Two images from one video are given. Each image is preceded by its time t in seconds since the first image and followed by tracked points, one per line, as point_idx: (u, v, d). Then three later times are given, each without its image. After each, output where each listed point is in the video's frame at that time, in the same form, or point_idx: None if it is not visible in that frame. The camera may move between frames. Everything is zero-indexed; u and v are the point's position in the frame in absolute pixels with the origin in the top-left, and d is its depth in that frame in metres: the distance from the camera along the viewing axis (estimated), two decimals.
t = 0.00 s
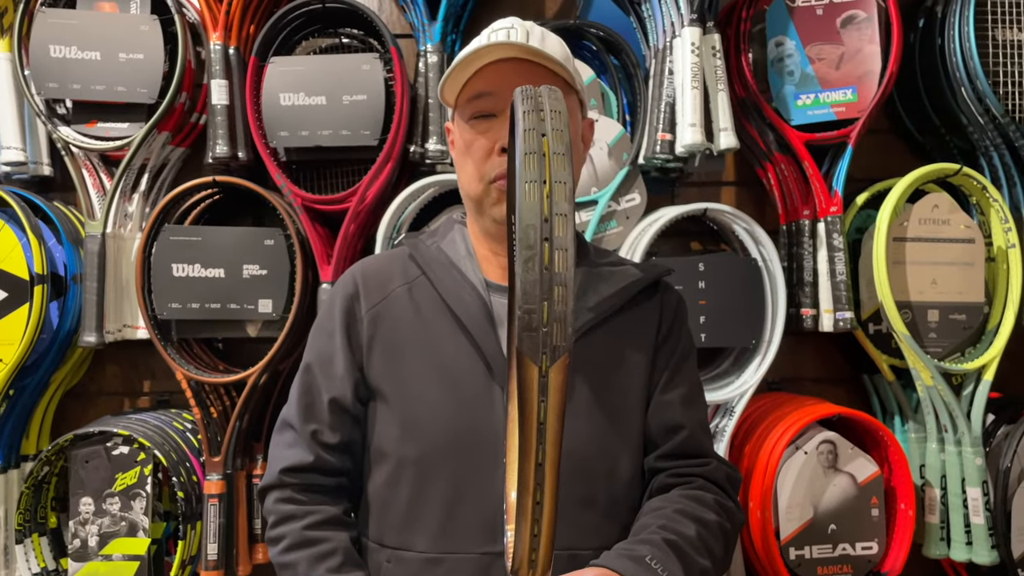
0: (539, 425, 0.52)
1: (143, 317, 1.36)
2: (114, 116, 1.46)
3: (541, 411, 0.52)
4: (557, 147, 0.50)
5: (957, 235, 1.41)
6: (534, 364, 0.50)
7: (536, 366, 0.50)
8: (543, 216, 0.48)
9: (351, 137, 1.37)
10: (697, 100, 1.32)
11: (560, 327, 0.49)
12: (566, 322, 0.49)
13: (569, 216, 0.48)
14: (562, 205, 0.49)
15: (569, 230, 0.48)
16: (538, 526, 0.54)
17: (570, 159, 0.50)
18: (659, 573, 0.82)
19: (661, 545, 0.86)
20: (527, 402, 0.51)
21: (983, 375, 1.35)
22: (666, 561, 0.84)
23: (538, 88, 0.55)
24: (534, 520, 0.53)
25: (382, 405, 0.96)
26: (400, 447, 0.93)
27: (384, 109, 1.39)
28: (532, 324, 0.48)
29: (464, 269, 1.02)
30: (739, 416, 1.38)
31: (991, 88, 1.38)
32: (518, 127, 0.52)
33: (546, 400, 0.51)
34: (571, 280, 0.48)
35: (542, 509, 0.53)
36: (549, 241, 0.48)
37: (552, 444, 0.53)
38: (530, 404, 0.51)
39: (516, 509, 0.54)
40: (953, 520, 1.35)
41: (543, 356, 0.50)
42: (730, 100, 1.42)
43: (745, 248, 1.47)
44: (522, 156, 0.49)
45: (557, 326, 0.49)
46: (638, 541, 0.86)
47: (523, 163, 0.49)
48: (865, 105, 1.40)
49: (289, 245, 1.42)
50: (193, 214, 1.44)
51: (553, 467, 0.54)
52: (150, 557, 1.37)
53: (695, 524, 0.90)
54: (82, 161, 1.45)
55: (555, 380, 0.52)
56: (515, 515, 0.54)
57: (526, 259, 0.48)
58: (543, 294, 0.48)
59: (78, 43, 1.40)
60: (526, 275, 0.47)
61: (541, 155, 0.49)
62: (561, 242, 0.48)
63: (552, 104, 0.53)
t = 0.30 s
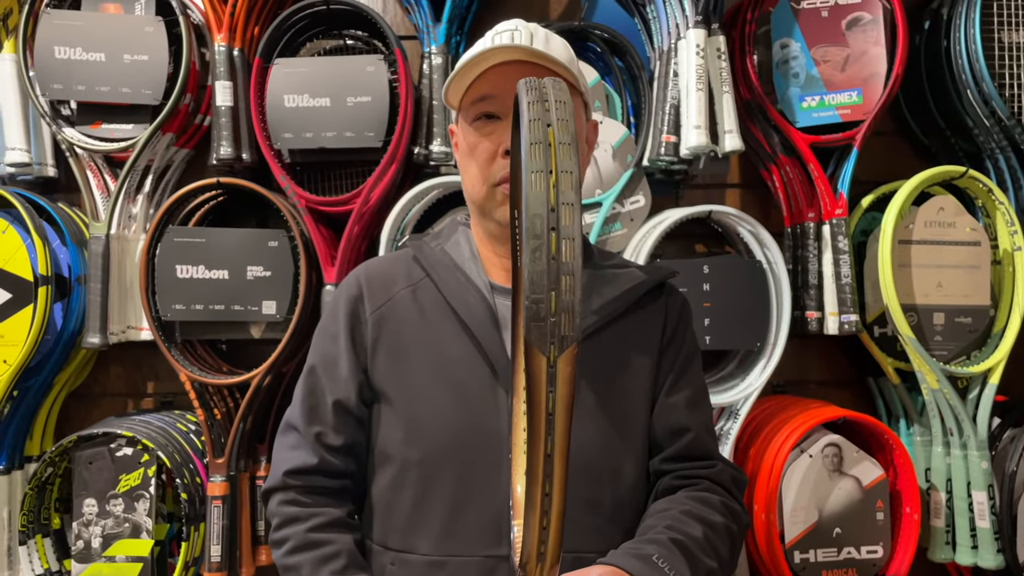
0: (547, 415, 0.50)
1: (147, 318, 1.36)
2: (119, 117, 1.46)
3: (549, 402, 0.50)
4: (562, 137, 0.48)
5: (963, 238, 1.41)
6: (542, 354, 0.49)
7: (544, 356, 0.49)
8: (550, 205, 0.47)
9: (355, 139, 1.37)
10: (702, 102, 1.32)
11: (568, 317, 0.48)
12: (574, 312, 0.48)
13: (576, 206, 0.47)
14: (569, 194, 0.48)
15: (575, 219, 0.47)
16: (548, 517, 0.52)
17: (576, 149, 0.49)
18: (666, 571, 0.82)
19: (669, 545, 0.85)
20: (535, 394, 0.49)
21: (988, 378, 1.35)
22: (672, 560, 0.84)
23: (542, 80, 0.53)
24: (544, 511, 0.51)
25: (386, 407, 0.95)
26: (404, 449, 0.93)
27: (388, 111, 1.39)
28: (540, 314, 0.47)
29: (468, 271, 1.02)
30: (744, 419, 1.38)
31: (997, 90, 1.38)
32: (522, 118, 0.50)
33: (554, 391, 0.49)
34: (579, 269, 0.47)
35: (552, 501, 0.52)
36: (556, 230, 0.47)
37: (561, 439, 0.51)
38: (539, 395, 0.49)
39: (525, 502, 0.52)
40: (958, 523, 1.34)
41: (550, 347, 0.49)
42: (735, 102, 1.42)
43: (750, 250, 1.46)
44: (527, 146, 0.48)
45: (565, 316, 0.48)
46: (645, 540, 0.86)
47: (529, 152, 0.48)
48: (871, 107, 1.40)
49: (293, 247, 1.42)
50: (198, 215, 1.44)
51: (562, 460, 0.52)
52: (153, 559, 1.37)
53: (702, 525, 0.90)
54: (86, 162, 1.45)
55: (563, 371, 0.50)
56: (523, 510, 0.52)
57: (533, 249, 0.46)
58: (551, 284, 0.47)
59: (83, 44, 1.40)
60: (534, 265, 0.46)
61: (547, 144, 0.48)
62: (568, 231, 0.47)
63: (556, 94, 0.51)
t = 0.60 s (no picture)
0: (554, 408, 0.49)
1: (150, 319, 1.36)
2: (123, 119, 1.47)
3: (557, 394, 0.48)
4: (570, 130, 0.48)
5: (967, 240, 1.41)
6: (550, 347, 0.47)
7: (551, 349, 0.47)
8: (557, 197, 0.45)
9: (358, 140, 1.37)
10: (705, 103, 1.32)
11: (577, 309, 0.46)
12: (583, 305, 0.46)
13: (585, 199, 0.46)
14: (578, 186, 0.46)
15: (584, 211, 0.45)
16: (554, 513, 0.51)
17: (584, 142, 0.48)
18: (672, 570, 0.81)
19: (674, 544, 0.85)
20: (541, 387, 0.48)
21: (993, 381, 1.35)
22: (678, 559, 0.83)
23: (551, 75, 0.53)
24: (550, 506, 0.50)
25: (389, 407, 0.95)
26: (407, 450, 0.93)
27: (392, 112, 1.39)
28: (547, 306, 0.46)
29: (471, 272, 1.01)
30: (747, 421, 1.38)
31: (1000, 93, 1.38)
32: (531, 112, 0.50)
33: (561, 385, 0.48)
34: (588, 262, 0.45)
35: (557, 497, 0.50)
36: (564, 222, 0.45)
37: (569, 432, 0.49)
38: (545, 389, 0.48)
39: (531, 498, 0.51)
40: (962, 526, 1.34)
41: (559, 339, 0.47)
42: (738, 104, 1.42)
43: (753, 252, 1.46)
44: (535, 138, 0.48)
45: (573, 308, 0.46)
46: (650, 540, 0.86)
47: (537, 146, 0.47)
48: (874, 109, 1.40)
49: (296, 248, 1.42)
50: (201, 216, 1.45)
51: (569, 451, 0.50)
52: (156, 560, 1.36)
53: (707, 525, 0.90)
54: (90, 163, 1.45)
55: (571, 364, 0.48)
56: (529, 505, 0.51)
57: (541, 241, 0.45)
58: (558, 276, 0.45)
59: (88, 46, 1.40)
60: (542, 255, 0.45)
61: (553, 137, 0.48)
62: (576, 224, 0.45)
63: (565, 88, 0.51)
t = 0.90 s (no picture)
0: (546, 402, 0.48)
1: (153, 324, 1.37)
2: (126, 124, 1.47)
3: (548, 388, 0.47)
4: (562, 126, 0.47)
5: (968, 245, 1.41)
6: (541, 340, 0.46)
7: (542, 343, 0.46)
8: (548, 192, 0.44)
9: (361, 146, 1.38)
10: (707, 109, 1.32)
11: (567, 303, 0.46)
12: (574, 298, 0.46)
13: (576, 194, 0.45)
14: (568, 181, 0.45)
15: (575, 206, 0.44)
16: (546, 506, 0.50)
17: (576, 140, 0.47)
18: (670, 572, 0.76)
19: (671, 545, 0.80)
20: (533, 379, 0.47)
21: (994, 387, 1.35)
22: (676, 561, 0.78)
23: (543, 72, 0.51)
24: (542, 500, 0.49)
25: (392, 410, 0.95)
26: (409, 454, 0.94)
27: (394, 118, 1.40)
28: (538, 300, 0.45)
29: (474, 278, 1.01)
30: (749, 426, 1.38)
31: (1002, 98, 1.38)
32: (522, 109, 0.49)
33: (552, 377, 0.47)
34: (579, 256, 0.45)
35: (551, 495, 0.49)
36: (555, 217, 0.44)
37: (560, 423, 0.48)
38: (536, 382, 0.47)
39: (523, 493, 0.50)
40: (964, 532, 1.34)
41: (549, 332, 0.46)
42: (740, 110, 1.42)
43: (755, 257, 1.46)
44: (527, 135, 0.46)
45: (564, 302, 0.45)
46: (648, 541, 0.81)
47: (528, 141, 0.46)
48: (875, 115, 1.40)
49: (299, 253, 1.42)
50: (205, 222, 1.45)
51: (560, 447, 0.49)
52: (159, 564, 1.37)
53: (706, 526, 0.84)
54: (94, 169, 1.46)
55: (563, 357, 0.47)
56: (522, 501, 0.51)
57: (532, 235, 0.44)
58: (549, 270, 0.44)
59: (91, 52, 1.41)
60: (532, 246, 0.44)
61: (547, 135, 0.46)
62: (567, 218, 0.44)
63: (557, 85, 0.49)
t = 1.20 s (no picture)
0: (536, 390, 0.49)
1: (155, 327, 1.37)
2: (129, 128, 1.47)
3: (538, 376, 0.49)
4: (550, 121, 0.47)
5: (971, 249, 1.41)
6: (530, 329, 0.47)
7: (531, 330, 0.47)
8: (536, 183, 0.45)
9: (363, 149, 1.38)
10: (710, 113, 1.32)
11: (556, 291, 0.46)
12: (562, 286, 0.46)
13: (564, 185, 0.45)
14: (555, 173, 0.46)
15: (563, 197, 0.45)
16: (540, 493, 0.52)
17: (564, 133, 0.47)
18: (670, 572, 0.76)
19: (673, 546, 0.80)
20: (524, 368, 0.49)
21: (997, 390, 1.34)
22: (677, 561, 0.78)
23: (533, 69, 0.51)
24: (535, 487, 0.52)
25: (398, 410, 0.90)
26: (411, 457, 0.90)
27: (396, 122, 1.40)
28: (527, 289, 0.46)
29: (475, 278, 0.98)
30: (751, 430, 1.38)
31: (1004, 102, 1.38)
32: (511, 105, 0.49)
33: (543, 366, 0.49)
34: (566, 246, 0.45)
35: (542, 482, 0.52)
36: (543, 208, 0.45)
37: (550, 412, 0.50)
38: (526, 370, 0.49)
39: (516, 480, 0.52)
40: (967, 536, 1.34)
41: (538, 321, 0.47)
42: (742, 113, 1.42)
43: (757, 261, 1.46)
44: (515, 129, 0.47)
45: (553, 290, 0.46)
46: (649, 542, 0.81)
47: (516, 135, 0.46)
48: (878, 118, 1.40)
49: (301, 256, 1.43)
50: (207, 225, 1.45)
51: (551, 436, 0.52)
52: (160, 568, 1.36)
53: (708, 529, 0.84)
54: (97, 172, 1.46)
55: (553, 345, 0.49)
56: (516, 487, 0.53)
57: (520, 227, 0.45)
58: (538, 260, 0.45)
59: (94, 55, 1.41)
60: (521, 235, 0.45)
61: (534, 130, 0.46)
62: (556, 209, 0.45)
63: (546, 83, 0.49)
